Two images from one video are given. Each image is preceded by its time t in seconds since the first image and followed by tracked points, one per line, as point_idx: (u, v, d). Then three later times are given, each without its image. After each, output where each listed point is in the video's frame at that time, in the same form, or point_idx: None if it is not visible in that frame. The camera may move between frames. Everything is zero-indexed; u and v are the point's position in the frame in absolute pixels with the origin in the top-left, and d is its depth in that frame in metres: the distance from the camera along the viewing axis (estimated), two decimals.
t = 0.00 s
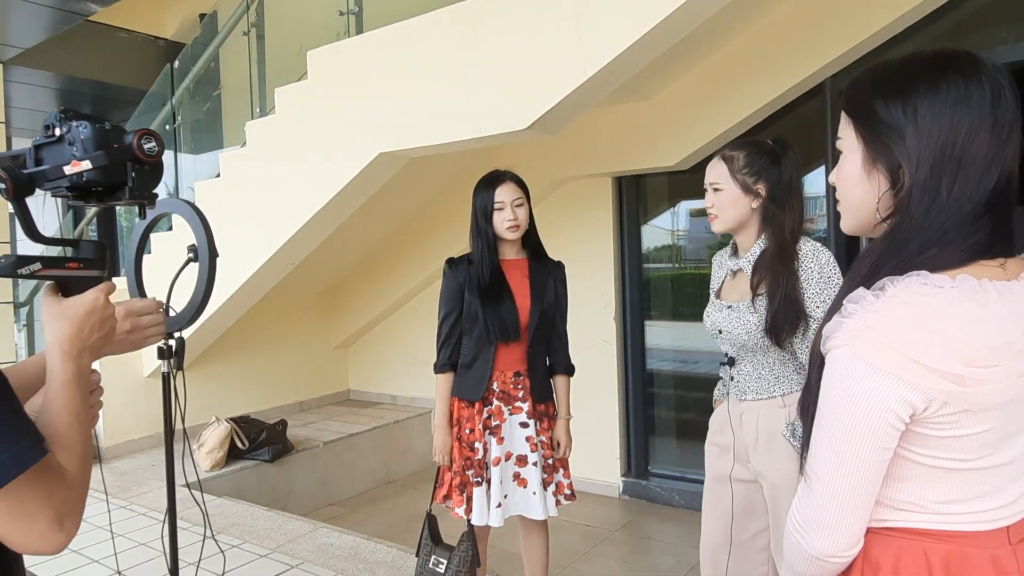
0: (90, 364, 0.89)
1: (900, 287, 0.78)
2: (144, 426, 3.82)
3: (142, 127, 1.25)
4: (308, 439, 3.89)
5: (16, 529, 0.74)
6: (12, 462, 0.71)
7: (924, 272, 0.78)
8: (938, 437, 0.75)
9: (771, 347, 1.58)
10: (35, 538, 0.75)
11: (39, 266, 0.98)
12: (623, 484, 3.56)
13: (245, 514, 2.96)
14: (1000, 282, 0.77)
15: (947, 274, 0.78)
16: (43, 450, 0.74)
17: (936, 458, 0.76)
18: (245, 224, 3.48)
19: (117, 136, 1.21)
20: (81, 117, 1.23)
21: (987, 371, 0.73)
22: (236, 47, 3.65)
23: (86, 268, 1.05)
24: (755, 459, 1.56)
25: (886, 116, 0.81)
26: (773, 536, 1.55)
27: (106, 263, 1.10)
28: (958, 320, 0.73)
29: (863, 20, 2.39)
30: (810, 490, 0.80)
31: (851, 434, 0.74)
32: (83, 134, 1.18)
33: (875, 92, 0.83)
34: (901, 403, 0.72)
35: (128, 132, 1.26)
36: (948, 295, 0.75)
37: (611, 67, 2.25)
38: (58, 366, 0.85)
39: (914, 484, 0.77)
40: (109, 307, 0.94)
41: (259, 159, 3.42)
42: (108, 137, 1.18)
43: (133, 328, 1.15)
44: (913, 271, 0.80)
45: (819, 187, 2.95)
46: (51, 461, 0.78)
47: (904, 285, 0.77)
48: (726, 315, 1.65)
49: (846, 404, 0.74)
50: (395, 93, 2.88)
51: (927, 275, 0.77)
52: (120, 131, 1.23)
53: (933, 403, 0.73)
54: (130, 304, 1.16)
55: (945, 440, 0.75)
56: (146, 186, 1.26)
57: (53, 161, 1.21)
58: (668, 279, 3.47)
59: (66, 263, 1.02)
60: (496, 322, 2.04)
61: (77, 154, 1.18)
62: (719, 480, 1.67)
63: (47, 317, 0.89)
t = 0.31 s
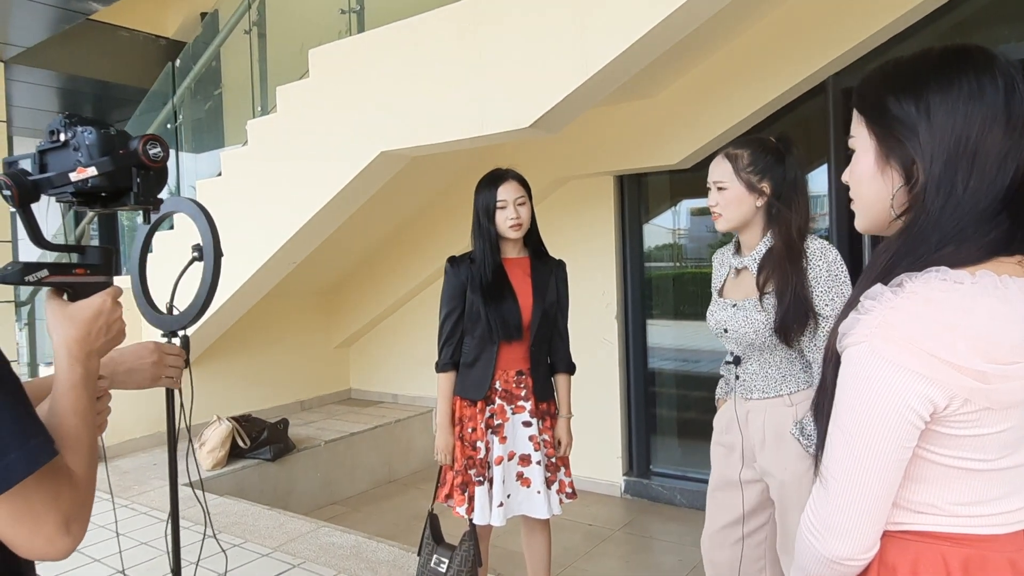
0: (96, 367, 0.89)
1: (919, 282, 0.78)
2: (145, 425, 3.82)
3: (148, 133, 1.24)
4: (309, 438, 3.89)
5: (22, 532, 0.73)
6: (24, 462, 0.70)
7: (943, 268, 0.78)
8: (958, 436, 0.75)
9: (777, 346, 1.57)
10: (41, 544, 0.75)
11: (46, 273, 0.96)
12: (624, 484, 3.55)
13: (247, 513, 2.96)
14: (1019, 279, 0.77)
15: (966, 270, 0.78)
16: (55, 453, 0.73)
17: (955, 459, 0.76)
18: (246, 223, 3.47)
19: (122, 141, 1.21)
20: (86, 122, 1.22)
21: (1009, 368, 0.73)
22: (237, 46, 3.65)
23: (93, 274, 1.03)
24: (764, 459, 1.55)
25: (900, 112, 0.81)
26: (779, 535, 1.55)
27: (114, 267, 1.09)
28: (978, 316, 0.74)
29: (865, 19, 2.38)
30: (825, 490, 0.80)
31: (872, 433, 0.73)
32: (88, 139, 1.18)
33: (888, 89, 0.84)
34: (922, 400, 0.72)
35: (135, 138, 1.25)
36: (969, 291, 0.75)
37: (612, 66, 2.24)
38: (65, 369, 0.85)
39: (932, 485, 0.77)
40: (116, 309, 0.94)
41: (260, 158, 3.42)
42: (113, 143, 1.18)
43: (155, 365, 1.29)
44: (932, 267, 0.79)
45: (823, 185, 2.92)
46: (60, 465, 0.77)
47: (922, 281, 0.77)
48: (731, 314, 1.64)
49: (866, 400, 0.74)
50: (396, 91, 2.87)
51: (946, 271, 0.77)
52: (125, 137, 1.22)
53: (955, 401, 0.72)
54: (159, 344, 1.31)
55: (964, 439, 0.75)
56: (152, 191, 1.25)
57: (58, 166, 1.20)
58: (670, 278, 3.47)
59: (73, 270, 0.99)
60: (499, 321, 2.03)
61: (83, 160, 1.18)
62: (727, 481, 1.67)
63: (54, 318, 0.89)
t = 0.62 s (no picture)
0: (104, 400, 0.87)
1: (930, 280, 0.78)
2: (146, 423, 3.82)
3: (169, 169, 1.22)
4: (309, 437, 3.89)
5: (20, 550, 0.70)
6: (30, 472, 0.67)
7: (954, 265, 0.78)
8: (970, 435, 0.76)
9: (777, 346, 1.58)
10: (34, 566, 0.71)
11: (64, 307, 0.89)
12: (625, 483, 3.55)
13: (248, 512, 2.96)
14: None
15: (978, 268, 0.78)
16: (63, 467, 0.70)
17: (967, 459, 0.77)
18: (246, 222, 3.47)
19: (142, 177, 1.18)
20: (106, 157, 1.19)
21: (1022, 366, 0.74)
22: (237, 45, 3.65)
23: (110, 309, 0.95)
24: (763, 459, 1.57)
25: (907, 111, 0.81)
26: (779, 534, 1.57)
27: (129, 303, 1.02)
28: (990, 313, 0.74)
29: (866, 18, 2.38)
30: (835, 490, 0.81)
31: (884, 432, 0.74)
32: (109, 176, 1.15)
33: (895, 88, 0.84)
34: (935, 399, 0.73)
35: (153, 172, 1.23)
36: (981, 287, 0.75)
37: (613, 65, 2.24)
38: (74, 397, 0.83)
39: (944, 486, 0.78)
40: (131, 343, 0.92)
41: (261, 157, 3.42)
42: (134, 179, 1.15)
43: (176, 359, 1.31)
44: (943, 265, 0.80)
45: (824, 184, 2.91)
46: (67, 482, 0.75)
47: (934, 278, 0.78)
48: (731, 314, 1.65)
49: (878, 399, 0.74)
50: (396, 90, 2.87)
51: (958, 268, 0.77)
52: (145, 172, 1.20)
53: (968, 399, 0.73)
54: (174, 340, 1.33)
55: (976, 439, 0.77)
56: (171, 226, 1.23)
57: (78, 202, 1.18)
58: (670, 277, 3.47)
59: (89, 305, 0.92)
60: (499, 320, 2.03)
61: (103, 196, 1.15)
62: (729, 478, 1.69)
63: (67, 344, 0.88)
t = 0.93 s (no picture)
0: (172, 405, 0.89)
1: (941, 283, 0.79)
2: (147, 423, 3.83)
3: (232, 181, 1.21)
4: (310, 437, 3.89)
5: (97, 550, 0.68)
6: (118, 472, 0.67)
7: (965, 267, 0.79)
8: (976, 438, 0.77)
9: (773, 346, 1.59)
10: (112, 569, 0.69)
11: (133, 316, 0.93)
12: (625, 483, 3.56)
13: (249, 512, 2.96)
14: None
15: (989, 270, 0.79)
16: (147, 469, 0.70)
17: (972, 461, 0.78)
18: (246, 222, 3.48)
19: (207, 191, 1.18)
20: (169, 170, 1.18)
21: None
22: (238, 45, 3.66)
23: (176, 316, 0.99)
24: (757, 459, 1.59)
25: (906, 113, 0.82)
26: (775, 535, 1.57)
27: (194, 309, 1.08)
28: (1001, 318, 0.75)
29: (865, 19, 2.38)
30: (839, 490, 0.82)
31: (891, 434, 0.75)
32: (174, 189, 1.14)
33: (893, 90, 0.85)
34: (943, 403, 0.74)
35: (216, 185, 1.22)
36: (992, 291, 0.76)
37: (613, 66, 2.25)
38: (145, 400, 0.85)
39: (948, 487, 0.80)
40: (197, 350, 0.95)
41: (261, 157, 3.43)
42: (198, 193, 1.15)
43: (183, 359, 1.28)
44: (954, 268, 0.80)
45: (824, 184, 2.91)
46: (145, 486, 0.73)
47: (945, 281, 0.78)
48: (730, 314, 1.66)
49: (885, 399, 0.76)
50: (397, 91, 2.88)
51: (968, 270, 0.78)
52: (210, 185, 1.19)
53: (976, 402, 0.74)
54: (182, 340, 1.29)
55: (982, 442, 0.78)
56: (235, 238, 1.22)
57: (142, 215, 1.19)
58: (671, 277, 3.47)
59: (158, 313, 0.96)
60: (498, 321, 2.03)
61: (169, 211, 1.15)
62: (729, 477, 1.71)
63: (137, 352, 0.91)
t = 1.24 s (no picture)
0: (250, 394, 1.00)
1: (941, 285, 0.80)
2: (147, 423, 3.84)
3: (301, 178, 1.22)
4: (309, 437, 3.90)
5: (197, 535, 0.76)
6: (221, 457, 0.76)
7: (966, 272, 0.81)
8: (972, 439, 0.78)
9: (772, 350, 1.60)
10: (209, 550, 0.77)
11: (211, 313, 0.98)
12: (623, 483, 3.57)
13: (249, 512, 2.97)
14: None
15: (990, 273, 0.81)
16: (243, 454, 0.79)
17: (967, 462, 0.80)
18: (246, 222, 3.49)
19: (278, 187, 1.18)
20: (240, 166, 1.19)
21: None
22: (239, 46, 3.67)
23: (248, 311, 1.04)
24: (758, 460, 1.60)
25: (894, 115, 0.88)
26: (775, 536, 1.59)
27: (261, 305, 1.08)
28: (1000, 322, 0.76)
29: (863, 21, 2.40)
30: (835, 491, 0.84)
31: (889, 436, 0.76)
32: (247, 185, 1.15)
33: (882, 98, 0.91)
34: (940, 405, 0.75)
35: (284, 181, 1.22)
36: (992, 296, 0.78)
37: (614, 67, 2.25)
38: (227, 392, 0.95)
39: (944, 487, 0.81)
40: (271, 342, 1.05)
41: (261, 158, 3.43)
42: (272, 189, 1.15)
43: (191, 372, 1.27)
44: (955, 267, 0.83)
45: (822, 185, 2.92)
46: (240, 473, 0.82)
47: (945, 283, 0.80)
48: (729, 315, 1.68)
49: (884, 402, 0.77)
50: (396, 92, 2.89)
51: (970, 274, 0.80)
52: (281, 182, 1.19)
53: (973, 406, 0.76)
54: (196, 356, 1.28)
55: (977, 442, 0.79)
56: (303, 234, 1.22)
57: (213, 211, 1.18)
58: (669, 277, 3.48)
59: (233, 309, 1.02)
60: (497, 322, 2.04)
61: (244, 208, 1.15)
62: (729, 477, 1.72)
63: (215, 347, 0.99)
